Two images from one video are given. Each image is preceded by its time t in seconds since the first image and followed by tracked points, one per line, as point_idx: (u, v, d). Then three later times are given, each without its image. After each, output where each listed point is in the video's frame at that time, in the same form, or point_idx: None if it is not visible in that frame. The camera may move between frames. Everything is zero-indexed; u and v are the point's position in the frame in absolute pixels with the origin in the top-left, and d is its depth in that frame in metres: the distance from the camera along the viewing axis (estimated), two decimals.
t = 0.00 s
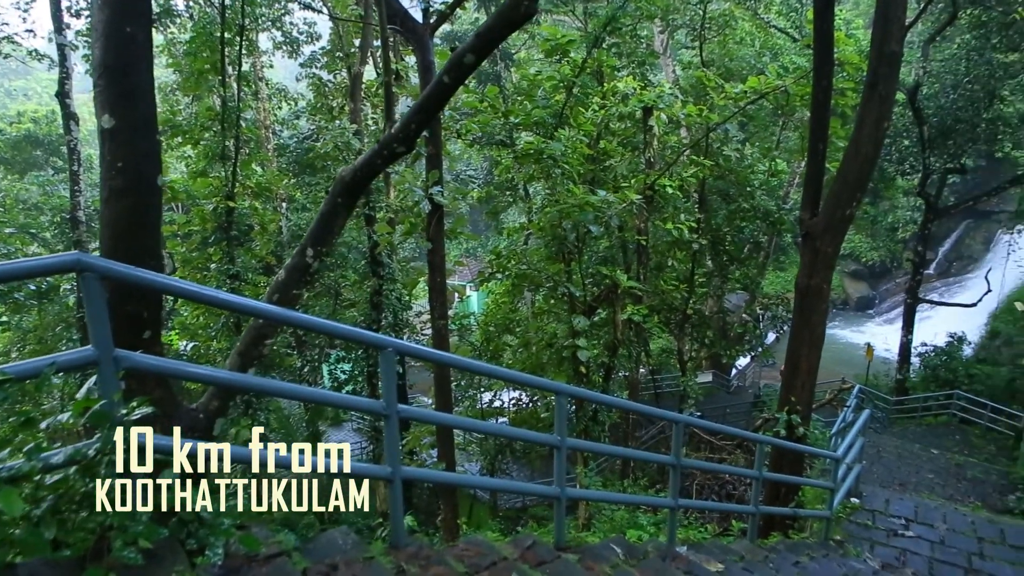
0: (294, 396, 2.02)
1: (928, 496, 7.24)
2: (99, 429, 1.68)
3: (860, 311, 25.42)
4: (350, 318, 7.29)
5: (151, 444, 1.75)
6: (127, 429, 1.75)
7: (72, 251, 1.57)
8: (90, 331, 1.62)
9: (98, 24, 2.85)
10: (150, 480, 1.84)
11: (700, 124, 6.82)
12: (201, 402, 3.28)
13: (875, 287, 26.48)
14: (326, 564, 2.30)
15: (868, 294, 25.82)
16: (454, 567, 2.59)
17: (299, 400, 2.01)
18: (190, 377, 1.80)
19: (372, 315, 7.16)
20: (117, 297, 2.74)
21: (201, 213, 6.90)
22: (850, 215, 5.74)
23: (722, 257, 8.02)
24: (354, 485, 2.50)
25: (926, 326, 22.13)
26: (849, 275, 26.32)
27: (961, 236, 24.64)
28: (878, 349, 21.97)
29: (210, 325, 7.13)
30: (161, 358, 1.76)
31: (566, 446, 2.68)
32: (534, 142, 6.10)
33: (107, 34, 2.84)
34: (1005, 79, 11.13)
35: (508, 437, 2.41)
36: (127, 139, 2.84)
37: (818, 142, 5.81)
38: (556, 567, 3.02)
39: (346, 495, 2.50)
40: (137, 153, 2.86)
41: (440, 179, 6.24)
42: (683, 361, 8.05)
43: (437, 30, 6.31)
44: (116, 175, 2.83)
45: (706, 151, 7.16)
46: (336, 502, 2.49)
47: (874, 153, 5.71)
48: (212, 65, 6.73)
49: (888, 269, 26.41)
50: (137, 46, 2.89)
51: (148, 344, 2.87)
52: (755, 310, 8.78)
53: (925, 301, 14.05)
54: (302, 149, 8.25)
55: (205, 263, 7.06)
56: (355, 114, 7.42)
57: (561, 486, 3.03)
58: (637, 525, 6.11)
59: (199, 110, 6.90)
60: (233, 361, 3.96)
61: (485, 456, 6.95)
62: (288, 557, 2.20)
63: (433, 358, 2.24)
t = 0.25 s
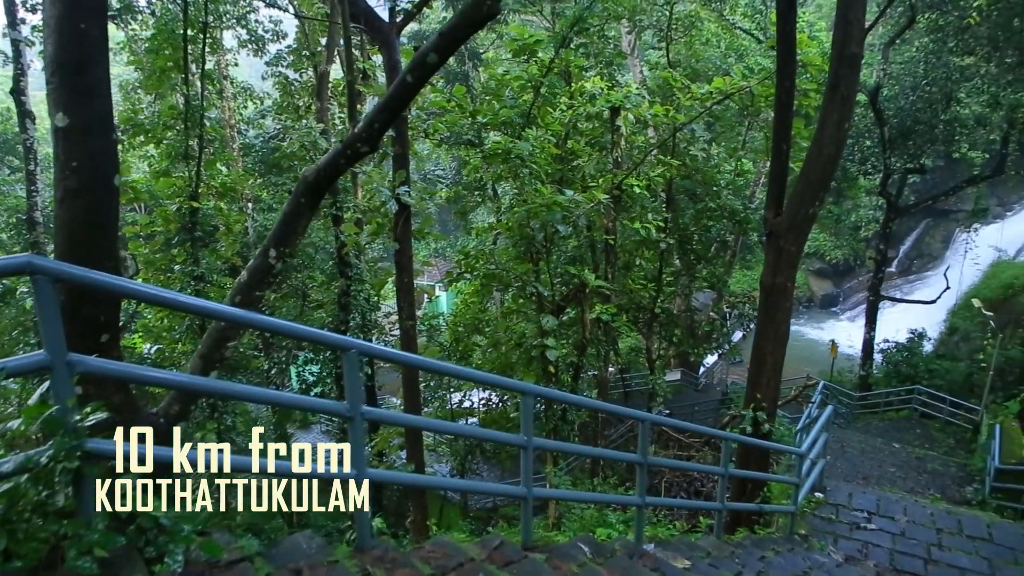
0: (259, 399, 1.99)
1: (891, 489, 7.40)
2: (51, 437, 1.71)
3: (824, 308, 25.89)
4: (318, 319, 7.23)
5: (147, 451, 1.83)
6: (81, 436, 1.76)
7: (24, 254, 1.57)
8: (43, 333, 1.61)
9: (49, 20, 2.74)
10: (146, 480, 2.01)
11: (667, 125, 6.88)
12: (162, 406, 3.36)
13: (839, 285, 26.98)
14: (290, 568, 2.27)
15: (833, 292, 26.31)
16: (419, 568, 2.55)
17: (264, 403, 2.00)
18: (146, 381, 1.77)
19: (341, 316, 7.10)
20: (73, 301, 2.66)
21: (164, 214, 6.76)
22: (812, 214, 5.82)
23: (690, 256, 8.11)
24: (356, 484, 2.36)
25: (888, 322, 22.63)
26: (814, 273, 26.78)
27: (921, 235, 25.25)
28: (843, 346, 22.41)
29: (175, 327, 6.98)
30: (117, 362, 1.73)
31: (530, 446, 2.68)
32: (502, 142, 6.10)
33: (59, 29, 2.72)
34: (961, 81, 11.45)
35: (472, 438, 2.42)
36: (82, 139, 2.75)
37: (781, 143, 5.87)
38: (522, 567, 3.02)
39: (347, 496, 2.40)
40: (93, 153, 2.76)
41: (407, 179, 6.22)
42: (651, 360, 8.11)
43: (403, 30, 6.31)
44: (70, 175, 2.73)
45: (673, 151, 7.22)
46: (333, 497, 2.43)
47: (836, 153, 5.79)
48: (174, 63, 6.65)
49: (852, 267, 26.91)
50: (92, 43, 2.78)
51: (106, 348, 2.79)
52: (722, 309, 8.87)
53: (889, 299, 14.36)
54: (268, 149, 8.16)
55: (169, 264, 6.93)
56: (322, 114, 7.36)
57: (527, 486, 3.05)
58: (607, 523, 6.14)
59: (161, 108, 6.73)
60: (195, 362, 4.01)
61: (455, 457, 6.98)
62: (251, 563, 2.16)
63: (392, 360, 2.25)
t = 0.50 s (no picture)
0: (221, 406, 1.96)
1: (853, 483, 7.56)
2: None
3: (788, 307, 26.35)
4: (284, 324, 7.23)
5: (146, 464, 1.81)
6: (30, 446, 1.66)
7: None
8: None
9: None
10: (143, 482, 2.33)
11: (632, 126, 6.95)
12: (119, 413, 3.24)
13: (802, 284, 27.51)
14: None
15: (796, 291, 26.81)
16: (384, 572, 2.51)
17: (224, 409, 1.97)
18: (102, 389, 1.70)
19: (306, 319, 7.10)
20: (24, 309, 2.59)
21: (123, 217, 6.62)
22: (774, 214, 5.88)
23: (656, 256, 8.18)
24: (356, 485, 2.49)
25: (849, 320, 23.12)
26: (778, 272, 27.27)
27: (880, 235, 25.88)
28: (806, 344, 22.83)
29: (137, 333, 6.84)
30: (70, 369, 1.66)
31: (492, 446, 2.68)
32: (467, 144, 6.14)
33: (5, 27, 2.62)
34: (917, 84, 11.78)
35: (434, 440, 2.41)
36: (31, 142, 2.66)
37: (742, 143, 5.94)
38: (487, 569, 3.01)
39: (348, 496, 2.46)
40: (42, 155, 2.69)
41: (371, 181, 6.19)
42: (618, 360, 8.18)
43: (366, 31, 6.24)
44: (19, 179, 2.66)
45: (639, 153, 7.26)
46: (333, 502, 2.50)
47: (796, 154, 5.85)
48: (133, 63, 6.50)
49: (814, 267, 27.47)
50: (40, 42, 2.69)
51: (59, 356, 2.73)
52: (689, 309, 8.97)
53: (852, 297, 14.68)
54: (231, 151, 8.08)
55: (129, 269, 6.79)
56: (286, 116, 7.31)
57: (493, 487, 3.06)
58: (575, 523, 6.16)
59: (119, 110, 6.59)
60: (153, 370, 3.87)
61: (423, 459, 7.00)
62: (210, 571, 2.12)
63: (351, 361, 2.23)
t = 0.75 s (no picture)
0: (181, 412, 1.93)
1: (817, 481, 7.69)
2: None
3: (754, 308, 26.74)
4: (249, 330, 7.18)
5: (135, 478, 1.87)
6: None
7: None
8: None
9: None
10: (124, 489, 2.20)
11: (598, 129, 6.99)
12: (76, 424, 3.07)
13: (767, 285, 27.95)
14: None
15: (761, 292, 27.23)
16: None
17: (187, 419, 1.97)
18: (57, 399, 1.66)
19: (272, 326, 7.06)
20: None
21: (81, 223, 6.44)
22: (737, 216, 5.93)
23: (623, 259, 8.18)
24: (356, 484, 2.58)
25: (813, 320, 23.55)
26: (744, 273, 27.70)
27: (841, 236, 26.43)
28: (771, 345, 23.20)
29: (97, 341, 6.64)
30: (22, 381, 1.60)
31: (454, 449, 2.69)
32: (433, 148, 6.13)
33: None
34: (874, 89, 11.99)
35: (392, 446, 2.42)
36: None
37: (705, 147, 6.00)
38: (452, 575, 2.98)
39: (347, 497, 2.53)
40: None
41: (337, 185, 6.12)
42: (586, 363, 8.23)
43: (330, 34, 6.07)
44: None
45: (604, 155, 7.42)
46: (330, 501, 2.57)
47: (758, 157, 5.90)
48: (90, 66, 6.20)
49: (778, 268, 27.96)
50: None
51: (9, 366, 2.65)
52: (656, 311, 8.99)
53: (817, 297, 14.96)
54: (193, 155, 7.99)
55: (88, 276, 6.62)
56: (250, 120, 7.27)
57: (459, 492, 3.03)
58: (545, 527, 6.16)
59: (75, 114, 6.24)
60: (110, 380, 3.74)
61: (392, 466, 6.97)
62: None
63: (307, 368, 2.21)
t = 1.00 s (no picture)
0: (142, 420, 1.85)
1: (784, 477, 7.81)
2: None
3: (722, 307, 27.09)
4: (216, 336, 7.09)
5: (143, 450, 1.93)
6: None
7: None
8: None
9: None
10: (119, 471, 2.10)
11: (565, 131, 7.06)
12: (31, 435, 3.02)
13: (735, 284, 28.35)
14: None
15: (728, 291, 27.59)
16: None
17: (148, 428, 1.89)
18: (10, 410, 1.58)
19: (239, 331, 7.01)
20: None
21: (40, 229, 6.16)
22: (703, 217, 5.98)
23: (592, 260, 8.22)
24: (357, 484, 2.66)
25: (780, 318, 23.94)
26: (712, 273, 28.04)
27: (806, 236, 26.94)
28: (740, 343, 23.52)
29: (58, 349, 6.35)
30: None
31: (420, 451, 2.70)
32: (400, 151, 6.10)
33: None
34: (837, 92, 12.23)
35: (357, 451, 2.42)
36: None
37: (671, 149, 6.06)
38: None
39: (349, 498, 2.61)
40: None
41: (304, 189, 6.05)
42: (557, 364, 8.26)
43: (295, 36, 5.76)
44: None
45: (573, 158, 7.46)
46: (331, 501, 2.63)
47: (723, 159, 5.95)
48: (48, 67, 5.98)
49: (745, 267, 28.39)
50: None
51: None
52: (625, 311, 9.02)
53: (785, 296, 15.22)
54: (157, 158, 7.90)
55: (47, 282, 6.44)
56: (214, 123, 7.20)
57: (429, 496, 3.04)
58: (517, 528, 6.16)
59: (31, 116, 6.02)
60: (70, 387, 3.70)
61: (363, 470, 6.95)
62: None
63: (270, 373, 2.18)
